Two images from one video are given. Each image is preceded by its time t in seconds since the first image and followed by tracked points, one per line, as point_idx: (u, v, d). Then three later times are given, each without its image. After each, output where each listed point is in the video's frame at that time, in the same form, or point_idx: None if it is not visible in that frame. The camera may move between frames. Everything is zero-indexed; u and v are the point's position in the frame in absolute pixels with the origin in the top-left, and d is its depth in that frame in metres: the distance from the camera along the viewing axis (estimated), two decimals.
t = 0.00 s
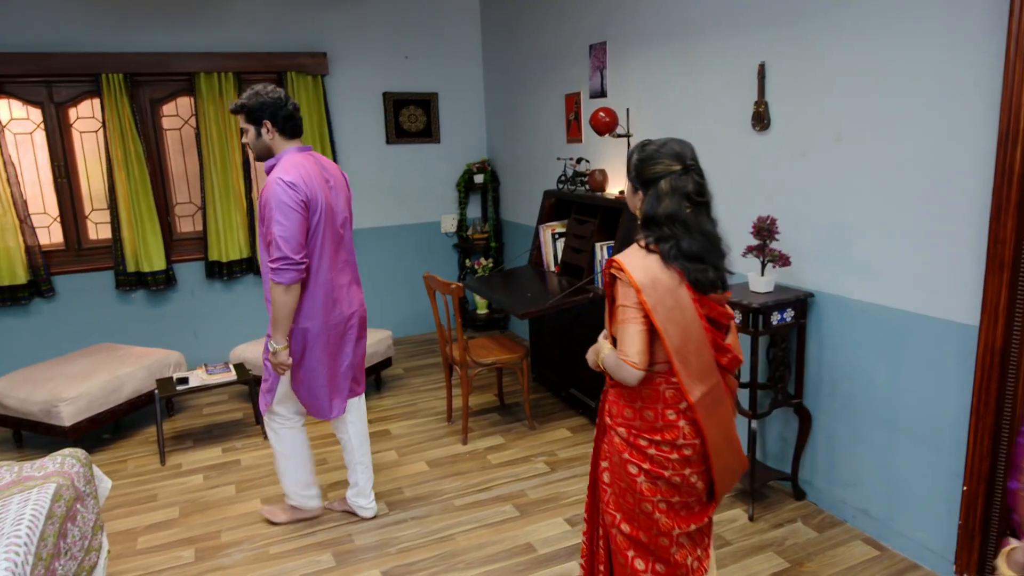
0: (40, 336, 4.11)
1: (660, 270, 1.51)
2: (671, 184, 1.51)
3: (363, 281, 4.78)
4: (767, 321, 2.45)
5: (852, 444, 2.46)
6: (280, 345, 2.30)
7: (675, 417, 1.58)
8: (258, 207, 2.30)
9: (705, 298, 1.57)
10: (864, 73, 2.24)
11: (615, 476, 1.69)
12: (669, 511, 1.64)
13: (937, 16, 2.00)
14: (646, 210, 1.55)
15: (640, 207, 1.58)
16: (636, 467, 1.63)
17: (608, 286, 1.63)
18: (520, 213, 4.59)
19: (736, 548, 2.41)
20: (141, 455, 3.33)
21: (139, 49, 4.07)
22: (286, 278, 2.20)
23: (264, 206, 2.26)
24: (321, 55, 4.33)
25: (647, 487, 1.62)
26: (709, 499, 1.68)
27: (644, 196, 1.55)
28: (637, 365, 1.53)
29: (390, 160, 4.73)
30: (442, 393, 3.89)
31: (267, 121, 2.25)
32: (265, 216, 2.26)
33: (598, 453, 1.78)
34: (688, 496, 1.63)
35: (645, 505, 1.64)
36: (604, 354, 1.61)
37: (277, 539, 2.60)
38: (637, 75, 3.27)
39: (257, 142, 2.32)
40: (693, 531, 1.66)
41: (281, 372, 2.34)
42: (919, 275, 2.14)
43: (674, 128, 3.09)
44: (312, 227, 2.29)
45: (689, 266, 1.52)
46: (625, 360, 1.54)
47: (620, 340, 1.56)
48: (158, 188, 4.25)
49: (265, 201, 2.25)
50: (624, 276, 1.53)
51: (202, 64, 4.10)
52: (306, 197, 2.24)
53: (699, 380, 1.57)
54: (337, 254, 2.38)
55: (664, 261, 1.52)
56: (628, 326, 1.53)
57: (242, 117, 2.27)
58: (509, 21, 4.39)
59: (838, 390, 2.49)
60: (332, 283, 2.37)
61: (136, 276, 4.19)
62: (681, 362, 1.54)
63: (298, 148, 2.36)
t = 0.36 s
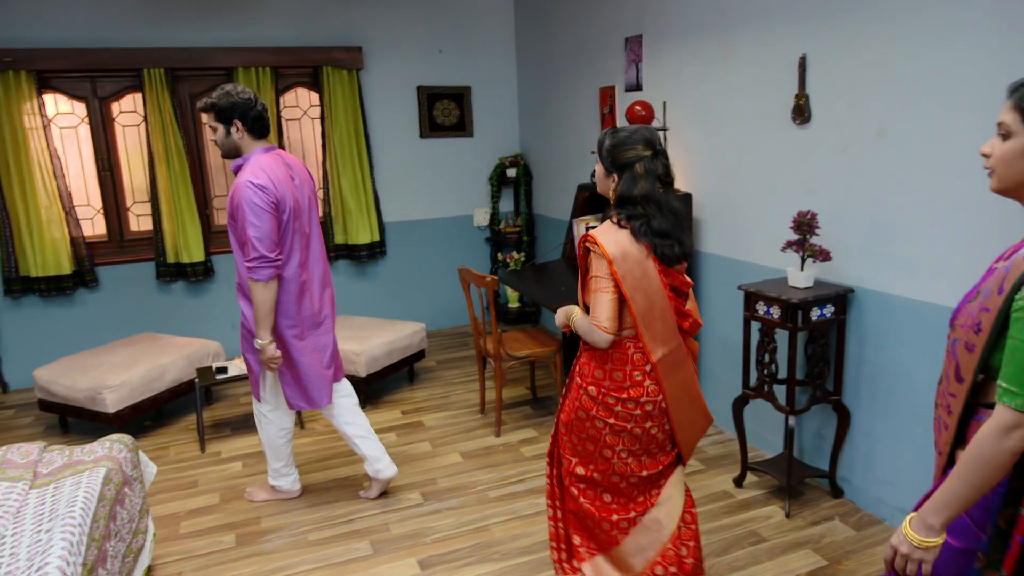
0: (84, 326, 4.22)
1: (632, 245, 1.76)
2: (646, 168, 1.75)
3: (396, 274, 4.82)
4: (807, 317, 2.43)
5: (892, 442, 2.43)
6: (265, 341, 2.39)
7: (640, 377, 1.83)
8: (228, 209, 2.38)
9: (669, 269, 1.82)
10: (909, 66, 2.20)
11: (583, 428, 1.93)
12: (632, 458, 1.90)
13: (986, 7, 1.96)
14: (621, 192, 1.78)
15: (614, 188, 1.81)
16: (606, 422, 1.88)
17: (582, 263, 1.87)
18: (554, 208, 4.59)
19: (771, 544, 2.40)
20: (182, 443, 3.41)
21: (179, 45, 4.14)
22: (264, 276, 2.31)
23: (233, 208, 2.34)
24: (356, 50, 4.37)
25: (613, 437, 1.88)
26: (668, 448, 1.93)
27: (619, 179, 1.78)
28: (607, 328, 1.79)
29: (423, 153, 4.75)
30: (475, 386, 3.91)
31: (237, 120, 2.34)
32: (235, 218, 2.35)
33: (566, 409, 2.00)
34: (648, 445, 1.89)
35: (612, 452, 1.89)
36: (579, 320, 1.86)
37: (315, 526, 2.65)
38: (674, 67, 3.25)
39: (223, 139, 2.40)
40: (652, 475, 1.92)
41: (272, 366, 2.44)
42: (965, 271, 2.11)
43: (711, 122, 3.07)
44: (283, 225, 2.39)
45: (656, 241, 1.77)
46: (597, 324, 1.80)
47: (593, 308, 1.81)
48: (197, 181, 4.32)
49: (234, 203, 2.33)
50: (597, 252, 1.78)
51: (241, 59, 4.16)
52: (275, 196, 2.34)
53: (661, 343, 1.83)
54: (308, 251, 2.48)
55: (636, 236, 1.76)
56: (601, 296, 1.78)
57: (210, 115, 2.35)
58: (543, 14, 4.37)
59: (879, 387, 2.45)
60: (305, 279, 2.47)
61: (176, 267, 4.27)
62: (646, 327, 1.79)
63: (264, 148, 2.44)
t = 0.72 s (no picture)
0: (127, 318, 4.33)
1: (602, 243, 1.96)
2: (620, 169, 1.94)
3: (430, 270, 4.86)
4: (849, 316, 2.40)
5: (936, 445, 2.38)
6: (194, 318, 2.56)
7: (607, 360, 2.01)
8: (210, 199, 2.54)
9: (636, 265, 2.02)
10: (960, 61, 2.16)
11: (555, 413, 2.11)
12: (603, 437, 2.07)
13: None
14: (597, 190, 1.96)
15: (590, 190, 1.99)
16: (577, 404, 2.06)
17: (554, 261, 2.06)
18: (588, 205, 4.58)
19: (810, 546, 2.37)
20: (222, 434, 3.48)
21: (221, 43, 4.21)
22: (215, 264, 2.44)
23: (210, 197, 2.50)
24: (393, 47, 4.40)
25: (585, 418, 2.05)
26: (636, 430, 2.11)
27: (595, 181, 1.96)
28: (577, 318, 1.97)
29: (458, 150, 4.77)
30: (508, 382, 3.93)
31: (224, 119, 2.50)
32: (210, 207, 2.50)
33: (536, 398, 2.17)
34: (617, 425, 2.07)
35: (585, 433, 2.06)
36: (552, 309, 2.03)
37: (353, 517, 2.68)
38: (713, 64, 3.22)
39: (209, 139, 2.54)
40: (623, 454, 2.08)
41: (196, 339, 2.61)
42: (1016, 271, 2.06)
43: (751, 118, 3.03)
44: (258, 220, 2.51)
45: (626, 239, 1.96)
46: (568, 315, 1.97)
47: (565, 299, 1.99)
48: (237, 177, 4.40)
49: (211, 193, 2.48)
50: (569, 248, 1.97)
51: (280, 57, 4.22)
52: (252, 193, 2.46)
53: (628, 332, 2.01)
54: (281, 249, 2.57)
55: (608, 235, 1.96)
56: (572, 288, 1.97)
57: (197, 114, 2.49)
58: (580, 11, 4.37)
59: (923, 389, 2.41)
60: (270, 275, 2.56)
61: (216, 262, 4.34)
62: (614, 317, 1.98)
63: (246, 145, 2.60)
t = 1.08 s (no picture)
0: (170, 312, 4.43)
1: (573, 232, 2.00)
2: (595, 160, 1.97)
3: (465, 267, 4.89)
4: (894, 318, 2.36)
5: (982, 450, 2.34)
6: (220, 313, 2.60)
7: (583, 343, 2.05)
8: (204, 196, 2.60)
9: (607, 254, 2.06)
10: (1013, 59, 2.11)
11: (535, 392, 2.16)
12: (574, 422, 2.11)
13: None
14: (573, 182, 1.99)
15: (564, 180, 2.00)
16: (553, 386, 2.10)
17: (529, 245, 2.08)
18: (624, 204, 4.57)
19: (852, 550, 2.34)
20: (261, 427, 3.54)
21: (262, 42, 4.28)
22: (232, 257, 2.51)
23: (210, 193, 2.56)
24: (431, 46, 4.43)
25: (560, 401, 2.09)
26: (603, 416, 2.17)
27: (570, 172, 1.98)
28: (550, 302, 2.00)
29: (493, 149, 4.79)
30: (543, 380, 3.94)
31: (227, 118, 2.58)
32: (211, 203, 2.56)
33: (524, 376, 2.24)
34: (590, 411, 2.11)
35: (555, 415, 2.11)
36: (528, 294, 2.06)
37: (391, 511, 2.72)
38: (755, 61, 3.19)
39: (210, 141, 2.57)
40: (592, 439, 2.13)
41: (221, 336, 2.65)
42: None
43: (793, 117, 3.00)
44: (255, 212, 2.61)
45: (598, 227, 1.99)
46: (540, 299, 2.00)
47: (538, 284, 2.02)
48: (277, 175, 4.47)
49: (212, 188, 2.54)
50: (541, 236, 2.00)
51: (320, 57, 4.28)
52: (251, 186, 2.56)
53: (601, 316, 2.05)
54: (274, 238, 2.69)
55: (581, 224, 1.99)
56: (545, 274, 2.00)
57: (201, 115, 2.52)
58: (618, 9, 4.35)
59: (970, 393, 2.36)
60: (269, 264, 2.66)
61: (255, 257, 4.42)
62: (584, 302, 2.01)
63: (232, 144, 2.67)
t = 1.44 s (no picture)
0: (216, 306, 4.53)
1: (565, 228, 2.16)
2: (588, 161, 2.13)
3: (504, 265, 4.90)
4: (948, 321, 2.30)
5: None
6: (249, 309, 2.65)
7: (574, 330, 2.22)
8: (219, 192, 2.64)
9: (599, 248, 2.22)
10: None
11: (533, 380, 2.32)
12: (573, 403, 2.27)
13: None
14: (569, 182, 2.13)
15: (560, 180, 2.14)
16: (549, 372, 2.26)
17: (523, 243, 2.24)
18: (665, 203, 4.54)
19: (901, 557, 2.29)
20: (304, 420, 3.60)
21: (308, 42, 4.35)
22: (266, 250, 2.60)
23: (230, 190, 2.61)
24: (473, 45, 4.46)
25: (558, 384, 2.26)
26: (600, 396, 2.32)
27: (565, 172, 2.13)
28: (545, 293, 2.17)
29: (534, 147, 4.79)
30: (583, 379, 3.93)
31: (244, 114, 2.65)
32: (232, 200, 2.61)
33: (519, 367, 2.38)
34: (587, 392, 2.27)
35: (554, 400, 2.27)
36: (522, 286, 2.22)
37: (432, 506, 2.75)
38: (804, 59, 3.14)
39: (235, 139, 2.62)
40: (593, 417, 2.29)
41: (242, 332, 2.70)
42: None
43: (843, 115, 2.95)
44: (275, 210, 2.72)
45: (591, 224, 2.16)
46: (535, 291, 2.17)
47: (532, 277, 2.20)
48: (320, 173, 4.54)
49: (234, 185, 2.60)
50: (536, 233, 2.15)
51: (364, 56, 4.33)
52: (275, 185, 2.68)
53: (592, 305, 2.20)
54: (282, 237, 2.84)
55: (576, 221, 2.15)
56: (540, 268, 2.16)
57: (229, 112, 2.56)
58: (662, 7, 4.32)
59: None
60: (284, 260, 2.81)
61: (299, 254, 4.50)
62: (577, 292, 2.17)
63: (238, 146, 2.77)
